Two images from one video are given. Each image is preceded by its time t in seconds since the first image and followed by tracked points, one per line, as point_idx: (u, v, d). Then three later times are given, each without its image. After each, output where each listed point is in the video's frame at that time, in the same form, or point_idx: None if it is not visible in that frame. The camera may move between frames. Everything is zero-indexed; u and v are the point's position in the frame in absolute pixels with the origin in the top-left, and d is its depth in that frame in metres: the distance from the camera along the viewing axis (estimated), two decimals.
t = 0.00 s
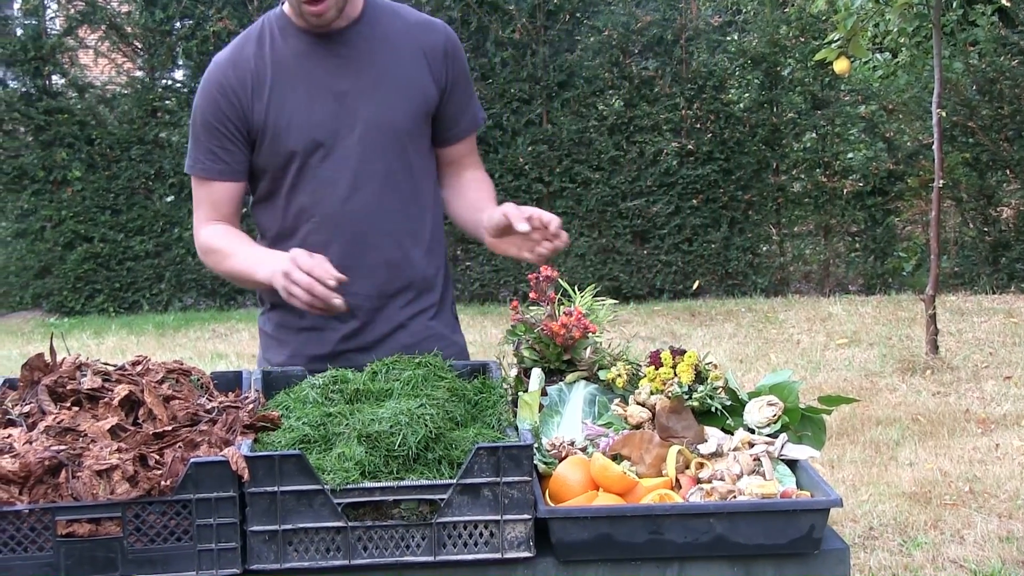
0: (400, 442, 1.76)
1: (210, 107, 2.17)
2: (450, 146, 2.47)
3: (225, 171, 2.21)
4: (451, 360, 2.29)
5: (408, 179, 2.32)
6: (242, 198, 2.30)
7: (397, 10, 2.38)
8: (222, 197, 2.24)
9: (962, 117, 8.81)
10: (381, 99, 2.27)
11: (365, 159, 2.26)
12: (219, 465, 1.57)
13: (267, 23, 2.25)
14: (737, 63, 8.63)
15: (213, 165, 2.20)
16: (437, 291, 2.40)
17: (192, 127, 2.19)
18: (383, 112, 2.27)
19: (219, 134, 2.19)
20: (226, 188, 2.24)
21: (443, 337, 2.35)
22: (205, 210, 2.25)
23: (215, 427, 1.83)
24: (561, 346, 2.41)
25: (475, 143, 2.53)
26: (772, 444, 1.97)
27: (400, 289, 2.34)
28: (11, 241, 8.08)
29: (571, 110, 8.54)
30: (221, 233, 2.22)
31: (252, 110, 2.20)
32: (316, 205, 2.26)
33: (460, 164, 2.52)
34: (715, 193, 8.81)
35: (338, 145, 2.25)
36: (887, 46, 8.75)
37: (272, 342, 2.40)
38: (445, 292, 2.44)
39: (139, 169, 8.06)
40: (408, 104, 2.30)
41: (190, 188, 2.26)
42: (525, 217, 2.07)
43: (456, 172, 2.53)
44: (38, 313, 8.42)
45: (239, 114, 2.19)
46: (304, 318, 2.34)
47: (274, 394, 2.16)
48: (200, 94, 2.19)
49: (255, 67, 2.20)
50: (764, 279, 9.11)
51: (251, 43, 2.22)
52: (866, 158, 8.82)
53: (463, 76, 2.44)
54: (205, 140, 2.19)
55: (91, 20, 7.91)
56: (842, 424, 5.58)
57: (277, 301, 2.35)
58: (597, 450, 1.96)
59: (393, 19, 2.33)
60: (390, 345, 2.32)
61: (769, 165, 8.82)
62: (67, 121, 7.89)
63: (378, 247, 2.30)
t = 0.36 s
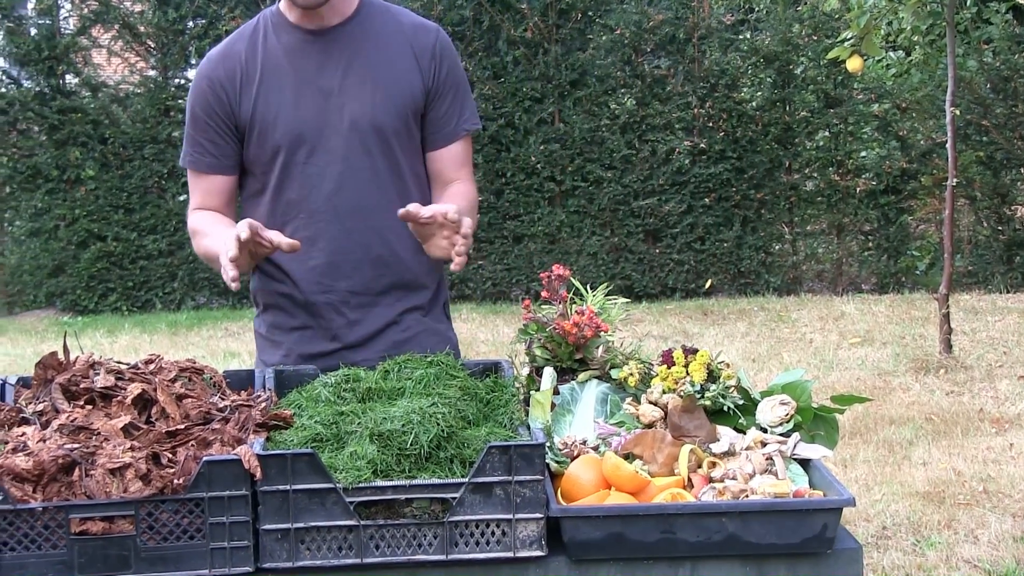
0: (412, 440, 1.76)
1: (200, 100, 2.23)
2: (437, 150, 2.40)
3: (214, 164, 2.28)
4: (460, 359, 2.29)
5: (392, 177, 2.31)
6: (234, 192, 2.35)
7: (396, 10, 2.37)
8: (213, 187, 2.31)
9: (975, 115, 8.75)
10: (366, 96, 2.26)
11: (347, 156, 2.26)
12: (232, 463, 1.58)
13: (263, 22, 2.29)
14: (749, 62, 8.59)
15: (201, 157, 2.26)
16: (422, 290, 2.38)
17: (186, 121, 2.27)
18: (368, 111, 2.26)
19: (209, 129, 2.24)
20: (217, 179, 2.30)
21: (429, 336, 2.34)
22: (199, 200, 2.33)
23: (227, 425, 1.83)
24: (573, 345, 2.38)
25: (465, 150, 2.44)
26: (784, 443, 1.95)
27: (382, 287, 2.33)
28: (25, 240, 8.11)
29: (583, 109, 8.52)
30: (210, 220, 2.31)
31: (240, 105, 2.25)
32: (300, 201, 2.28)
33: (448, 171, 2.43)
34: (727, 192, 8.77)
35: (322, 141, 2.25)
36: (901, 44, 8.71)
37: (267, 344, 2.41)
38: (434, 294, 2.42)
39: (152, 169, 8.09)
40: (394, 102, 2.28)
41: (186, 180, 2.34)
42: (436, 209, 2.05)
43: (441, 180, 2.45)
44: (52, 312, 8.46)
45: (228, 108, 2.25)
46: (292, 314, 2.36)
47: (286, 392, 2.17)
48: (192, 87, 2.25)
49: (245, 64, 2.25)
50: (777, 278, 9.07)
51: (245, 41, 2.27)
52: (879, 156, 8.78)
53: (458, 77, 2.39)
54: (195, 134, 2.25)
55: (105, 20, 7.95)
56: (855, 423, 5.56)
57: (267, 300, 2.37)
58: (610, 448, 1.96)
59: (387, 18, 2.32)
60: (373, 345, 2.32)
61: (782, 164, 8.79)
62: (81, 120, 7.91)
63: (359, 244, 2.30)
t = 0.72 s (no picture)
0: (428, 439, 1.75)
1: (248, 91, 2.31)
2: (481, 154, 2.37)
3: (257, 154, 2.34)
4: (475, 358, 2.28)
5: (425, 178, 2.31)
6: (277, 181, 2.41)
7: (449, 14, 2.36)
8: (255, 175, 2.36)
9: (993, 114, 8.67)
10: (405, 96, 2.27)
11: (382, 155, 2.28)
12: (247, 462, 1.58)
13: (316, 18, 2.33)
14: (765, 61, 8.55)
15: (245, 146, 2.33)
16: (448, 295, 2.37)
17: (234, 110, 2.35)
18: (405, 111, 2.27)
19: (253, 119, 2.32)
20: (259, 167, 2.36)
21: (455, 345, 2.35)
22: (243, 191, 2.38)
23: (243, 425, 1.83)
24: (588, 344, 2.37)
25: (513, 158, 2.40)
26: (799, 443, 1.94)
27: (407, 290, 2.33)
28: (42, 239, 8.16)
29: (598, 108, 8.50)
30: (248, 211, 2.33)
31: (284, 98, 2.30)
32: (334, 195, 2.31)
33: (491, 178, 2.39)
34: (743, 191, 8.73)
35: (357, 138, 2.28)
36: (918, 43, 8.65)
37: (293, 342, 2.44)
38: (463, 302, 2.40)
39: (169, 168, 8.13)
40: (433, 104, 2.27)
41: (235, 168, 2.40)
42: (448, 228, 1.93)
43: (486, 189, 2.40)
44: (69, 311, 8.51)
45: (271, 99, 2.31)
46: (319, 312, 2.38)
47: (301, 392, 2.17)
48: (243, 77, 2.33)
49: (292, 58, 2.30)
50: (793, 278, 9.02)
51: (296, 36, 2.32)
52: (895, 156, 8.72)
53: (507, 84, 2.35)
54: (241, 122, 2.33)
55: (122, 20, 7.99)
56: (871, 423, 5.52)
57: (297, 296, 2.41)
58: (624, 448, 1.95)
59: (437, 21, 2.32)
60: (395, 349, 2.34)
61: (798, 164, 8.74)
62: (97, 120, 7.96)
63: (387, 244, 2.32)
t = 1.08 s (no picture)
0: (445, 440, 1.74)
1: (320, 82, 2.41)
2: (545, 154, 2.33)
3: (326, 142, 2.45)
4: (493, 357, 2.28)
5: (481, 175, 2.31)
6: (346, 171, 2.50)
7: (519, 13, 2.35)
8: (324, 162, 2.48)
9: (1012, 113, 8.58)
10: (466, 91, 2.28)
11: (438, 149, 2.29)
12: (265, 462, 1.57)
13: (387, 14, 2.38)
14: (784, 61, 8.50)
15: (315, 135, 2.45)
16: (499, 298, 2.35)
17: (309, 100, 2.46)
18: (463, 105, 2.27)
19: (323, 109, 2.42)
20: (328, 156, 2.46)
21: (502, 349, 2.33)
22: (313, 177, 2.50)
23: (261, 424, 1.83)
24: (606, 344, 2.36)
25: (581, 159, 2.34)
26: (818, 443, 1.91)
27: (456, 289, 2.33)
28: (61, 239, 8.21)
29: (616, 108, 8.46)
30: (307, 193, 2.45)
31: (350, 91, 2.37)
32: (391, 188, 2.35)
33: (557, 178, 2.35)
34: (761, 191, 8.69)
35: (414, 132, 2.30)
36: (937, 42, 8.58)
37: (348, 334, 2.48)
38: (516, 304, 2.38)
39: (187, 168, 8.16)
40: (492, 101, 2.27)
41: (310, 157, 2.53)
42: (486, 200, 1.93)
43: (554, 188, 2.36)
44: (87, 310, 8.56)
45: (339, 92, 2.39)
46: (371, 307, 2.40)
47: (320, 391, 2.17)
48: (318, 69, 2.42)
49: (359, 52, 2.36)
50: (811, 278, 8.96)
51: (366, 30, 2.38)
52: (914, 155, 8.64)
53: (575, 84, 2.31)
54: (314, 111, 2.45)
55: (140, 19, 8.03)
56: (889, 422, 5.47)
57: (354, 289, 2.45)
58: (642, 448, 1.94)
59: (504, 18, 2.31)
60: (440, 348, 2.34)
61: (816, 163, 8.68)
62: (116, 119, 7.99)
63: (438, 238, 2.32)
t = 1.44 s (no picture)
0: (462, 440, 1.73)
1: (362, 77, 2.43)
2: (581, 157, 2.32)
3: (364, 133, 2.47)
4: (512, 357, 2.27)
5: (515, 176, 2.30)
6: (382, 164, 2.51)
7: (561, 14, 2.33)
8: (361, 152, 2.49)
9: None
10: (504, 91, 2.27)
11: (472, 149, 2.29)
12: (282, 462, 1.57)
13: (430, 12, 2.39)
14: (802, 61, 8.44)
15: (351, 128, 2.48)
16: (518, 297, 2.34)
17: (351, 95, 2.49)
18: (499, 105, 2.26)
19: (364, 104, 2.44)
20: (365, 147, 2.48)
21: (526, 352, 2.32)
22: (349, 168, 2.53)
23: (278, 424, 1.83)
24: (623, 344, 2.34)
25: (616, 165, 2.32)
26: (835, 445, 1.91)
27: (484, 289, 2.32)
28: (79, 239, 8.27)
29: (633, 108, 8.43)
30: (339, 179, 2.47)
31: (390, 87, 2.38)
32: (425, 186, 2.35)
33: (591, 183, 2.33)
34: (779, 192, 8.64)
35: (450, 131, 2.30)
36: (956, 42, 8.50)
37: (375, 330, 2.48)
38: (542, 308, 2.37)
39: (205, 168, 8.20)
40: (530, 102, 2.26)
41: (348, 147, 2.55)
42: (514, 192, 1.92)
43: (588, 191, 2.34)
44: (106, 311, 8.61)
45: (379, 87, 2.40)
46: (400, 303, 2.40)
47: (337, 392, 2.17)
48: (361, 64, 2.44)
49: (400, 49, 2.37)
50: (829, 279, 8.90)
51: (409, 28, 2.39)
52: (932, 156, 8.57)
53: (614, 89, 2.29)
54: (355, 106, 2.47)
55: (158, 20, 8.07)
56: (908, 423, 5.42)
57: (385, 285, 2.45)
58: (659, 450, 1.92)
59: (545, 20, 2.30)
60: (464, 348, 2.33)
61: (834, 164, 8.62)
62: (135, 120, 8.02)
63: (468, 237, 2.32)
